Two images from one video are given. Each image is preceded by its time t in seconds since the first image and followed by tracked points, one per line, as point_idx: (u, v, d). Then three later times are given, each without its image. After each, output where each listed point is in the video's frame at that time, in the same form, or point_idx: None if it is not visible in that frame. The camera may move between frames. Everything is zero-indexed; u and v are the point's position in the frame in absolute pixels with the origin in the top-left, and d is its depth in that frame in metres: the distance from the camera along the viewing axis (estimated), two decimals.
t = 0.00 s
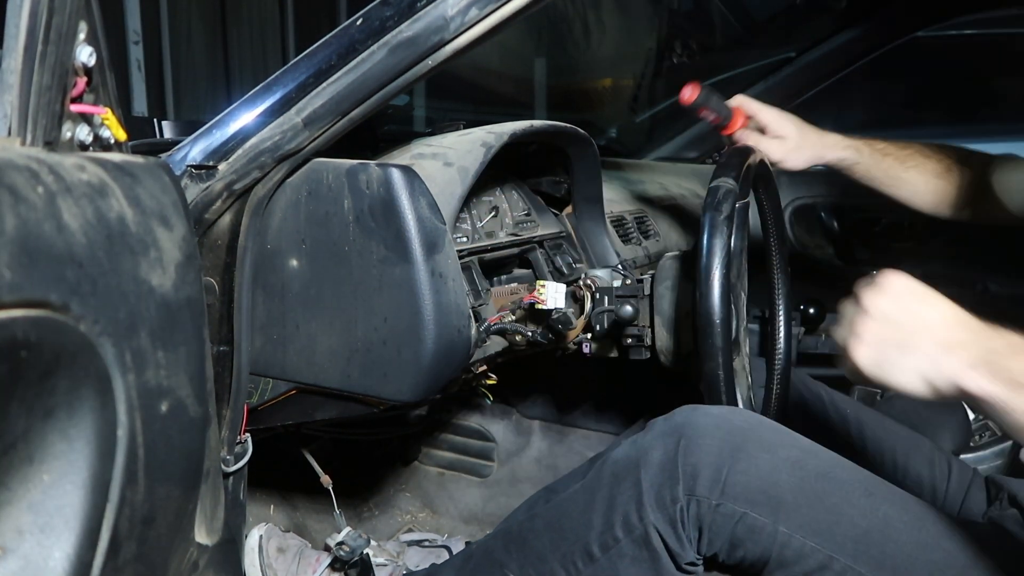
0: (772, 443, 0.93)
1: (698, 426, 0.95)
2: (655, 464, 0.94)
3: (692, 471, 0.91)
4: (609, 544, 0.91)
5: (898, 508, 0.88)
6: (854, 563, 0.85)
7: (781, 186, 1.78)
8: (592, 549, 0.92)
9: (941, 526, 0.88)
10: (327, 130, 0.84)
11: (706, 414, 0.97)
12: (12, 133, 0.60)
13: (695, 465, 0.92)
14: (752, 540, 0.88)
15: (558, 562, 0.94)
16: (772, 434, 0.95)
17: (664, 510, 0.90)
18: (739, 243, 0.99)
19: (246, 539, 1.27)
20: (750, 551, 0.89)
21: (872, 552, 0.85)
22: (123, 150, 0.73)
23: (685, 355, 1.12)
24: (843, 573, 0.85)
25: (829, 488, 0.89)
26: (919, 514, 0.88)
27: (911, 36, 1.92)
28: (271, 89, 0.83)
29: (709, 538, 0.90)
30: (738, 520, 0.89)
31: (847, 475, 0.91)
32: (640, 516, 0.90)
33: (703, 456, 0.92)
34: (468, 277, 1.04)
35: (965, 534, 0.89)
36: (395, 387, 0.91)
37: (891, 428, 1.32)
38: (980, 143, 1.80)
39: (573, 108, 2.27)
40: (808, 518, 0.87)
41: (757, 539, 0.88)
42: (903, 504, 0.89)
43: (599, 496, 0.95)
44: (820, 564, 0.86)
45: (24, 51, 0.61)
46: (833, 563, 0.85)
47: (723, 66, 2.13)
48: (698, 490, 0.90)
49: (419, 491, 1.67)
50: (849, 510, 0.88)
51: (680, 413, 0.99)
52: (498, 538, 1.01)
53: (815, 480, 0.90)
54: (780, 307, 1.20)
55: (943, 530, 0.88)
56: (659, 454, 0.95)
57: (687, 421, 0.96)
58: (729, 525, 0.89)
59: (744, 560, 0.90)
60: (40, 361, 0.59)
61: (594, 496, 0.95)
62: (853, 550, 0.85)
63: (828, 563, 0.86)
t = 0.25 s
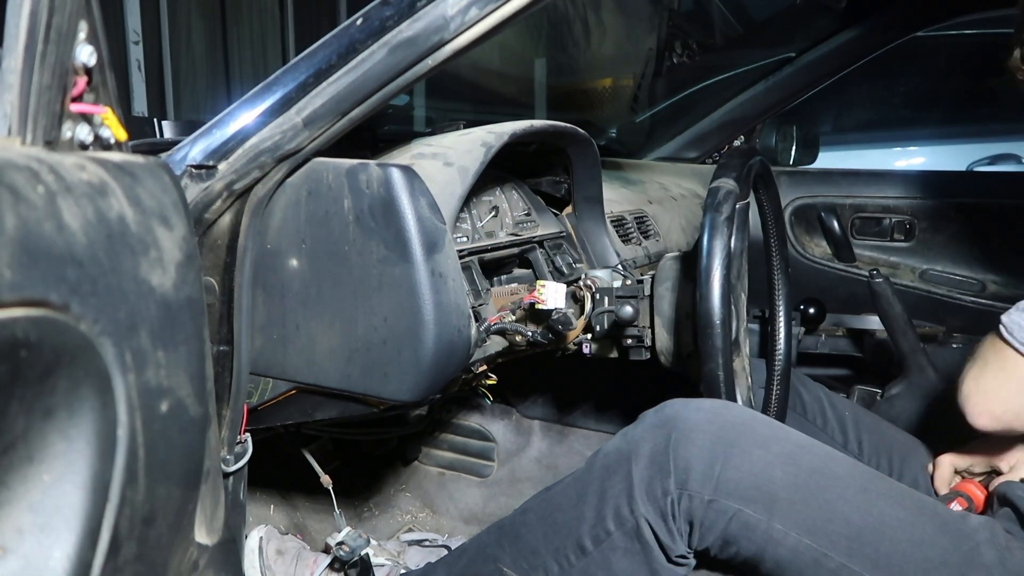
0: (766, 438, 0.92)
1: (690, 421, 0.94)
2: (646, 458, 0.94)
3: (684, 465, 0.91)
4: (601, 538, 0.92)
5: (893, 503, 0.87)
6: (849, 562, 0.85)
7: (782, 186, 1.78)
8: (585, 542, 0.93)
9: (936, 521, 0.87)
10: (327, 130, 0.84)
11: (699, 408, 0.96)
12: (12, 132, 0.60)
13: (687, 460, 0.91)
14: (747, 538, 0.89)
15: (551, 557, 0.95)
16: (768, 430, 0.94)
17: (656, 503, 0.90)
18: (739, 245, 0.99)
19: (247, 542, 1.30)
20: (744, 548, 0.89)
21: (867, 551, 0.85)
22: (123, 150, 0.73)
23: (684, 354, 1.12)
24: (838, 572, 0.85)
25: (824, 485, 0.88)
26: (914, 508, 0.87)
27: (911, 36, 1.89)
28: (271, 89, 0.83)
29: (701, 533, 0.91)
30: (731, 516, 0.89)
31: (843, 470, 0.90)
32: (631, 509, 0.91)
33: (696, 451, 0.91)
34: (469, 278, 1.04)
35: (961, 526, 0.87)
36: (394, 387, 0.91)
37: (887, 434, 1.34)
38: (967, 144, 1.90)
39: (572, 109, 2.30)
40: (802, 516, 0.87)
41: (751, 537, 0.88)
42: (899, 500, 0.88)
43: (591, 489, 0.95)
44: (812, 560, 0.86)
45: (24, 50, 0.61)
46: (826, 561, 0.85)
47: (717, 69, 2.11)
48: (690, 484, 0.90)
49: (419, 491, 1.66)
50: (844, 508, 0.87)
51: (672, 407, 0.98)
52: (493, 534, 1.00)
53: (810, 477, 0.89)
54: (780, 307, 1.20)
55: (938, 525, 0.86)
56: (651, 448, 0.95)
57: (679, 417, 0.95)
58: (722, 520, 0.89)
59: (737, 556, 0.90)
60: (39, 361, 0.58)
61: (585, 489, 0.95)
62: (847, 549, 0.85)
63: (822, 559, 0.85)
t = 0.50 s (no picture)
0: (765, 441, 0.93)
1: (691, 424, 0.94)
2: (646, 461, 0.94)
3: (684, 467, 0.91)
4: (602, 540, 0.92)
5: (893, 505, 0.88)
6: (849, 563, 0.85)
7: (782, 186, 1.78)
8: (586, 545, 0.93)
9: (935, 522, 0.87)
10: (327, 130, 0.84)
11: (699, 410, 0.96)
12: (12, 131, 0.60)
13: (687, 462, 0.92)
14: (747, 539, 0.88)
15: (552, 560, 0.95)
16: (767, 433, 0.94)
17: (656, 505, 0.90)
18: (739, 245, 0.98)
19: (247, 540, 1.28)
20: (744, 549, 0.89)
21: (867, 552, 0.85)
22: (123, 150, 0.73)
23: (684, 355, 1.12)
24: (839, 573, 0.85)
25: (823, 486, 0.89)
26: (913, 510, 0.88)
27: (911, 36, 1.90)
28: (271, 89, 0.83)
29: (702, 535, 0.90)
30: (731, 518, 0.89)
31: (843, 473, 0.91)
32: (631, 512, 0.90)
33: (696, 454, 0.92)
34: (469, 278, 1.04)
35: (960, 528, 0.88)
36: (394, 387, 0.91)
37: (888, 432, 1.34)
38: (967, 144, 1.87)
39: (572, 108, 2.30)
40: (802, 517, 0.87)
41: (751, 539, 0.88)
42: (898, 501, 0.88)
43: (591, 491, 0.95)
44: (813, 562, 0.86)
45: (24, 50, 0.61)
46: (827, 562, 0.85)
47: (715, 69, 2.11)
48: (691, 487, 0.90)
49: (419, 491, 1.66)
50: (844, 509, 0.87)
51: (673, 410, 0.98)
52: (492, 534, 1.00)
53: (810, 479, 0.90)
54: (780, 307, 1.20)
55: (938, 526, 0.87)
56: (651, 450, 0.94)
57: (678, 419, 0.96)
58: (723, 522, 0.89)
59: (738, 558, 0.90)
60: (39, 361, 0.58)
61: (586, 491, 0.95)
62: (849, 550, 0.85)
63: (824, 561, 0.85)
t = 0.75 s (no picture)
0: (768, 440, 0.93)
1: (694, 426, 0.93)
2: (651, 465, 0.93)
3: (688, 471, 0.91)
4: (606, 545, 0.92)
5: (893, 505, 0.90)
6: (852, 563, 0.87)
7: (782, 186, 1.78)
8: (589, 549, 0.93)
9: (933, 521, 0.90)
10: (327, 130, 0.84)
11: (702, 413, 0.95)
12: (12, 132, 0.60)
13: (691, 465, 0.91)
14: (750, 540, 0.89)
15: (555, 563, 0.95)
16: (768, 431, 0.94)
17: (661, 510, 0.90)
18: (739, 245, 0.98)
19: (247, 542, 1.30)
20: (747, 550, 0.90)
21: (868, 551, 0.87)
22: (123, 150, 0.73)
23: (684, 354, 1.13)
24: (842, 573, 0.87)
25: (826, 488, 0.90)
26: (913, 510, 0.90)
27: (910, 36, 1.94)
28: (271, 89, 0.83)
29: (706, 538, 0.91)
30: (735, 521, 0.89)
31: (844, 473, 0.92)
32: (636, 517, 0.90)
33: (699, 456, 0.91)
34: (469, 278, 1.04)
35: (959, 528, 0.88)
36: (395, 386, 0.91)
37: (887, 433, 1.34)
38: (966, 143, 1.90)
39: (572, 108, 2.28)
40: (805, 518, 0.88)
41: (754, 540, 0.89)
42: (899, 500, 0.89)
43: (593, 492, 0.95)
44: (816, 563, 0.87)
45: (24, 51, 0.61)
46: (830, 563, 0.87)
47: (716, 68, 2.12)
48: (695, 490, 0.90)
49: (419, 491, 1.68)
50: (847, 510, 0.89)
51: (675, 413, 0.97)
52: (495, 538, 1.00)
53: (813, 479, 0.90)
54: (780, 308, 1.20)
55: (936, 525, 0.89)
56: (655, 455, 0.94)
57: (680, 421, 0.95)
58: (727, 525, 0.89)
59: (741, 559, 0.91)
60: (39, 361, 0.58)
61: (590, 494, 0.95)
62: (851, 551, 0.87)
63: (826, 562, 0.87)
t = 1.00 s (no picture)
0: (768, 440, 0.92)
1: (694, 426, 0.93)
2: (651, 464, 0.93)
3: (688, 471, 0.91)
4: (606, 544, 0.92)
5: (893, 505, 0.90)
6: (852, 563, 0.87)
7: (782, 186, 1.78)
8: (589, 548, 0.93)
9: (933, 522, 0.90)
10: (327, 130, 0.84)
11: (703, 413, 0.95)
12: (12, 132, 0.60)
13: (691, 464, 0.91)
14: (750, 540, 0.89)
15: (554, 562, 0.95)
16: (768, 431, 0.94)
17: (661, 509, 0.90)
18: (740, 245, 0.98)
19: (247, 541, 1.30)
20: (747, 550, 0.90)
21: (869, 551, 0.87)
22: (123, 150, 0.73)
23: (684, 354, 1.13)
24: (841, 573, 0.87)
25: (827, 488, 0.90)
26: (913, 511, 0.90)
27: (910, 36, 1.92)
28: (271, 89, 0.83)
29: (706, 538, 0.91)
30: (735, 520, 0.89)
31: (844, 473, 0.92)
32: (636, 516, 0.90)
33: (699, 456, 0.91)
34: (468, 278, 1.04)
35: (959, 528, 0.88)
36: (395, 386, 0.91)
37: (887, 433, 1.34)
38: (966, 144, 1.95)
39: (571, 108, 2.28)
40: (805, 518, 0.89)
41: (754, 540, 0.89)
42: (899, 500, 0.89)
43: (593, 492, 0.95)
44: (817, 562, 0.88)
45: (24, 51, 0.61)
46: (830, 563, 0.87)
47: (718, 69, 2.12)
48: (695, 490, 0.90)
49: (419, 491, 1.67)
50: (847, 510, 0.89)
51: (675, 413, 0.97)
52: (495, 538, 1.00)
53: (814, 479, 0.90)
54: (780, 307, 1.20)
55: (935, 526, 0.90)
56: (655, 454, 0.94)
57: (680, 421, 0.95)
58: (727, 525, 0.89)
59: (740, 559, 0.91)
60: (39, 361, 0.58)
61: (590, 494, 0.95)
62: (851, 551, 0.87)
63: (826, 561, 0.87)
